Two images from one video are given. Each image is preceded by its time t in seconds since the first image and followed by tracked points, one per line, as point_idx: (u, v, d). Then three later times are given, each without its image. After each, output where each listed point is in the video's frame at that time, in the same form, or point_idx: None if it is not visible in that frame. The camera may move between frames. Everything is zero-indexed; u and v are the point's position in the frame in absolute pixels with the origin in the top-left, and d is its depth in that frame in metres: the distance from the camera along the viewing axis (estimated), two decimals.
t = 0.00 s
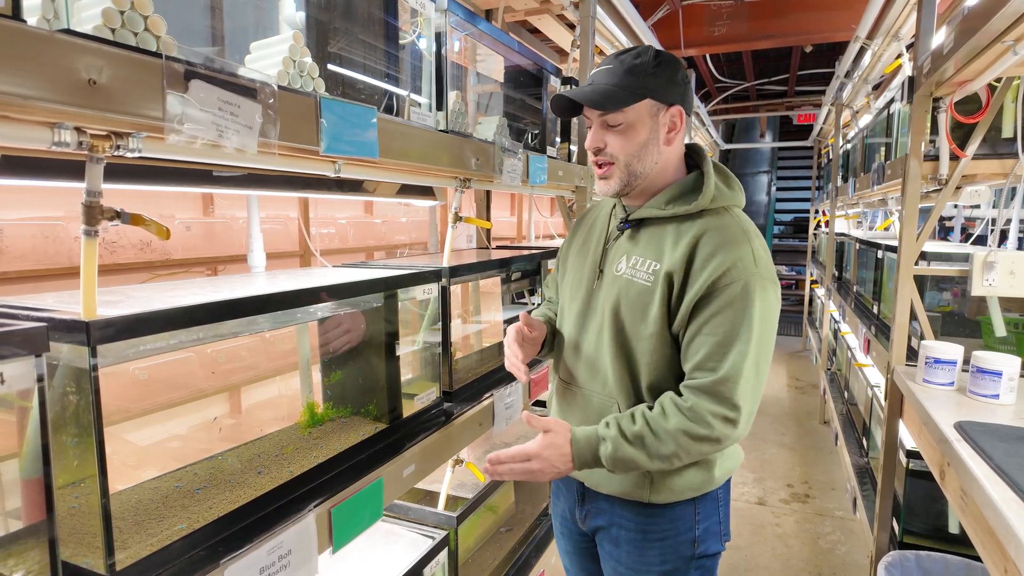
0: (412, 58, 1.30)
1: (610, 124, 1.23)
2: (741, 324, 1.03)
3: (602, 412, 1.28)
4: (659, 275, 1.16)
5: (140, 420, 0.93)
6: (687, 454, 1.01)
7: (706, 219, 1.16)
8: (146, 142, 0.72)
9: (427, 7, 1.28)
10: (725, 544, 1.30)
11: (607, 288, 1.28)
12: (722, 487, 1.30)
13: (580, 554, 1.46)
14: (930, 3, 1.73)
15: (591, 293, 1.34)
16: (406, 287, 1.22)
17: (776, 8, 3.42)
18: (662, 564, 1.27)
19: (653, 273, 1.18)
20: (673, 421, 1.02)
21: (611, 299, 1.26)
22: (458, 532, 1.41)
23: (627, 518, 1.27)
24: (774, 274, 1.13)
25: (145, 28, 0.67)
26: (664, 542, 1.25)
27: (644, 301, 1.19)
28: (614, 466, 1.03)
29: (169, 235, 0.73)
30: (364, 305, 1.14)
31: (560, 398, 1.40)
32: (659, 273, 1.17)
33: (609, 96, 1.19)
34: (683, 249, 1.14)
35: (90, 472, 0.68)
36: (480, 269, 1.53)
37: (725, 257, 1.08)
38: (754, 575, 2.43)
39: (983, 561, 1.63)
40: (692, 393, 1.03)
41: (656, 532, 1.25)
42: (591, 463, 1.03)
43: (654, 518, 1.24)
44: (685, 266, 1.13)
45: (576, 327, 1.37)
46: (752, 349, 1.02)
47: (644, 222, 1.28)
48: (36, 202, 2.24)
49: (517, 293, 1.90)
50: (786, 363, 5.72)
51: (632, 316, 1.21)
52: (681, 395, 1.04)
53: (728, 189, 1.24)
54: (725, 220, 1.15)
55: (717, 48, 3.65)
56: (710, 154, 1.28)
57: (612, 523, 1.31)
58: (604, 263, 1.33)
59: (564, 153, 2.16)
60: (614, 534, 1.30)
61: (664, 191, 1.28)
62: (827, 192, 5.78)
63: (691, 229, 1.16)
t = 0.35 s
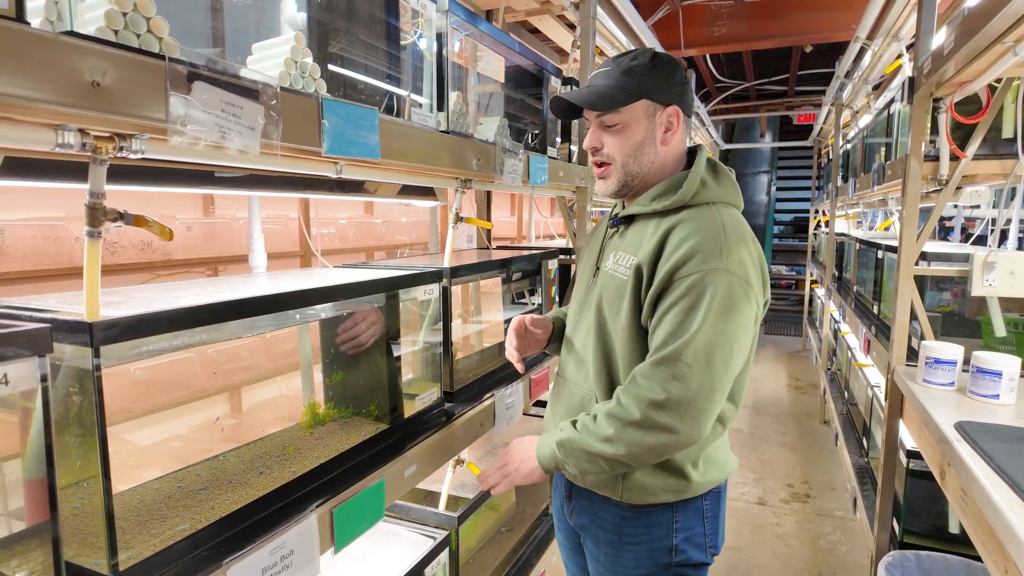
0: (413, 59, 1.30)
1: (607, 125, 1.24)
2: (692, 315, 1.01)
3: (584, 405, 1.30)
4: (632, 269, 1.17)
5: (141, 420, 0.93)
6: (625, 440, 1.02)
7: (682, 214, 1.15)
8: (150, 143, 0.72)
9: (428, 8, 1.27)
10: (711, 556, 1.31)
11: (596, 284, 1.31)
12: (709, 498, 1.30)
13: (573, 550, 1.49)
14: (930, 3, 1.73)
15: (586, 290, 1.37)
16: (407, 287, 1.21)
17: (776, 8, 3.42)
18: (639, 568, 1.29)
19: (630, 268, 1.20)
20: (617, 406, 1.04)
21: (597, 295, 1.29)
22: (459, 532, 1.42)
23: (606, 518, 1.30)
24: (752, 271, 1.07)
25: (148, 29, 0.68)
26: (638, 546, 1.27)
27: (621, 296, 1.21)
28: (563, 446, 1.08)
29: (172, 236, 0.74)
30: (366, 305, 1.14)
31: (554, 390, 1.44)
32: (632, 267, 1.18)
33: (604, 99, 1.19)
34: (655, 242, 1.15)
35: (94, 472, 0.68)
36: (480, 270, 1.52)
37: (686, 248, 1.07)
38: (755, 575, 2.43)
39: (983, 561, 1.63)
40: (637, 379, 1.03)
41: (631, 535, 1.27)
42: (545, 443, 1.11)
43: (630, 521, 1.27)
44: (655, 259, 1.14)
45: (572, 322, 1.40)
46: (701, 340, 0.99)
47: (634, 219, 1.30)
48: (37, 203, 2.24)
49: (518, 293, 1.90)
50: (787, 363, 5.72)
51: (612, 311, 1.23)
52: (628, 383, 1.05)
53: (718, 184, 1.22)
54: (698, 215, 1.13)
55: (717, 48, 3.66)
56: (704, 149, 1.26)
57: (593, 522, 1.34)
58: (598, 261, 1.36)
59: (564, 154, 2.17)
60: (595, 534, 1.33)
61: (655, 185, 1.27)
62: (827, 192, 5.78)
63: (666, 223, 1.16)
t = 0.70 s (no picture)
0: (415, 59, 1.30)
1: (615, 122, 1.26)
2: (650, 290, 1.01)
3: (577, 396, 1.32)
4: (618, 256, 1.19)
5: (143, 420, 0.93)
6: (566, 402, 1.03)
7: (671, 208, 1.15)
8: (155, 144, 0.72)
9: (430, 8, 1.28)
10: (704, 561, 1.30)
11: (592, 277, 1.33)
12: (704, 503, 1.29)
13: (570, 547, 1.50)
14: (930, 4, 1.74)
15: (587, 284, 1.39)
16: (409, 287, 1.21)
17: (776, 8, 3.43)
18: (629, 569, 1.30)
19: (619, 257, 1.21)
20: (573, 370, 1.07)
21: (592, 286, 1.31)
22: (460, 531, 1.42)
23: (597, 517, 1.32)
24: (725, 264, 1.03)
25: (152, 29, 0.68)
26: (628, 546, 1.28)
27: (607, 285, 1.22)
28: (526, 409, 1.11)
29: (176, 236, 0.74)
30: (367, 304, 1.14)
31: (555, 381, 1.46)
32: (618, 256, 1.20)
33: (613, 96, 1.20)
34: (641, 232, 1.17)
35: (98, 471, 0.68)
36: (481, 270, 1.52)
37: (667, 237, 1.08)
38: (755, 574, 2.44)
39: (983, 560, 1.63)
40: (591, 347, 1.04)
41: (621, 535, 1.28)
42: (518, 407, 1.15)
43: (620, 521, 1.28)
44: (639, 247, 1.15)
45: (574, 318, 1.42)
46: (649, 310, 0.98)
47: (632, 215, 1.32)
48: (39, 203, 2.24)
49: (518, 293, 1.90)
50: (786, 363, 5.73)
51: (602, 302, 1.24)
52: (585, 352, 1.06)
53: (714, 179, 1.21)
54: (685, 208, 1.13)
55: (716, 48, 3.66)
56: (706, 150, 1.26)
57: (587, 520, 1.35)
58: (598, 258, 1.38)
59: (565, 154, 2.18)
60: (587, 531, 1.35)
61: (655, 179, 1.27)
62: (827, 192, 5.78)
63: (655, 215, 1.18)
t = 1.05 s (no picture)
0: (416, 58, 1.31)
1: (620, 118, 1.25)
2: (642, 283, 1.00)
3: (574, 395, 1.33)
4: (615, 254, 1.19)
5: (145, 419, 0.93)
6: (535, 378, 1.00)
7: (667, 207, 1.15)
8: (156, 143, 0.72)
9: (431, 8, 1.28)
10: (703, 561, 1.30)
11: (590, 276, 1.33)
12: (703, 503, 1.28)
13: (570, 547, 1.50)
14: (930, 3, 1.74)
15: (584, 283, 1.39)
16: (410, 286, 1.22)
17: (776, 8, 3.43)
18: (627, 569, 1.30)
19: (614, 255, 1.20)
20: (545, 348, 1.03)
21: (589, 284, 1.31)
22: (461, 530, 1.42)
23: (595, 517, 1.32)
24: (717, 265, 1.03)
25: (154, 29, 0.68)
26: (626, 546, 1.29)
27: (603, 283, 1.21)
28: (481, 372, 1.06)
29: (179, 235, 0.74)
30: (369, 303, 1.14)
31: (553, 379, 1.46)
32: (614, 254, 1.20)
33: (620, 89, 1.19)
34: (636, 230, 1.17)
35: (101, 469, 0.68)
36: (481, 269, 1.51)
37: (662, 235, 1.08)
38: (755, 574, 2.44)
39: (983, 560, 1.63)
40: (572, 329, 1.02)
41: (619, 536, 1.29)
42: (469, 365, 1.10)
43: (617, 522, 1.28)
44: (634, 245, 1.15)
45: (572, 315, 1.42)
46: (638, 303, 0.96)
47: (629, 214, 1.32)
48: (39, 203, 2.25)
49: (518, 293, 1.90)
50: (786, 363, 5.73)
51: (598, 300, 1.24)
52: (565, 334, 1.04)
53: (712, 178, 1.21)
54: (680, 208, 1.13)
55: (717, 48, 3.66)
56: (705, 150, 1.26)
57: (586, 520, 1.35)
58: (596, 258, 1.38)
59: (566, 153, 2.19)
60: (585, 531, 1.35)
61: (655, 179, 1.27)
62: (827, 192, 5.78)
63: (651, 213, 1.18)
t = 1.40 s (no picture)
0: (417, 58, 1.31)
1: (622, 119, 1.24)
2: (648, 284, 0.98)
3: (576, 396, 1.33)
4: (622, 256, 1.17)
5: (147, 418, 0.93)
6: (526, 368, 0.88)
7: (672, 209, 1.15)
8: (161, 143, 0.73)
9: (432, 8, 1.28)
10: (704, 559, 1.31)
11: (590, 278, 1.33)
12: (703, 501, 1.29)
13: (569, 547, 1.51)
14: (931, 3, 1.74)
15: (583, 284, 1.39)
16: (412, 285, 1.22)
17: (776, 8, 3.43)
18: (629, 569, 1.30)
19: (617, 256, 1.19)
20: (539, 338, 0.90)
21: (591, 285, 1.30)
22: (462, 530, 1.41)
23: (597, 518, 1.32)
24: (722, 268, 1.03)
25: (158, 29, 0.68)
26: (628, 546, 1.29)
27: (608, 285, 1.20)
28: (455, 358, 0.87)
29: (183, 235, 0.74)
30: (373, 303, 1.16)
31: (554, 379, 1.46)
32: (618, 255, 1.19)
33: (626, 90, 1.19)
34: (641, 231, 1.16)
35: (105, 468, 0.68)
36: (482, 268, 1.51)
37: (669, 236, 1.07)
38: (756, 573, 2.44)
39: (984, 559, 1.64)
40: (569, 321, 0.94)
41: (620, 535, 1.28)
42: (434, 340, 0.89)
43: (618, 521, 1.28)
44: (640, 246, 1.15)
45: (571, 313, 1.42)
46: (647, 306, 0.94)
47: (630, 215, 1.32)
48: (41, 202, 2.25)
49: (519, 292, 1.90)
50: (787, 362, 5.73)
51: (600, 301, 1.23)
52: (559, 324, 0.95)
53: (714, 181, 1.22)
54: (685, 210, 1.13)
55: (717, 47, 3.67)
56: (704, 148, 1.27)
57: (587, 521, 1.35)
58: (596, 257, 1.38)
59: (567, 153, 2.20)
60: (586, 531, 1.35)
61: (657, 181, 1.28)
62: (827, 192, 5.78)
63: (655, 215, 1.17)
